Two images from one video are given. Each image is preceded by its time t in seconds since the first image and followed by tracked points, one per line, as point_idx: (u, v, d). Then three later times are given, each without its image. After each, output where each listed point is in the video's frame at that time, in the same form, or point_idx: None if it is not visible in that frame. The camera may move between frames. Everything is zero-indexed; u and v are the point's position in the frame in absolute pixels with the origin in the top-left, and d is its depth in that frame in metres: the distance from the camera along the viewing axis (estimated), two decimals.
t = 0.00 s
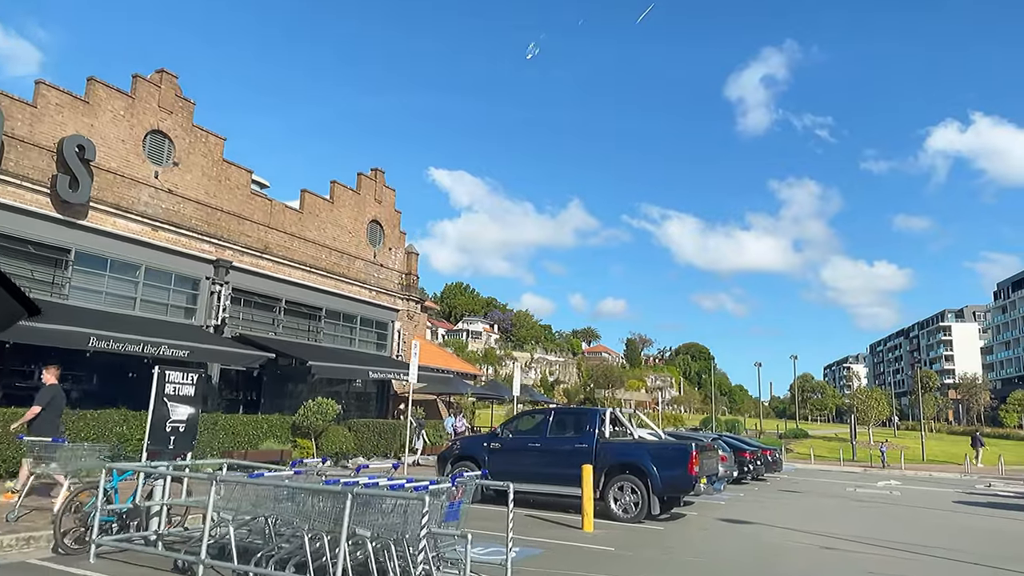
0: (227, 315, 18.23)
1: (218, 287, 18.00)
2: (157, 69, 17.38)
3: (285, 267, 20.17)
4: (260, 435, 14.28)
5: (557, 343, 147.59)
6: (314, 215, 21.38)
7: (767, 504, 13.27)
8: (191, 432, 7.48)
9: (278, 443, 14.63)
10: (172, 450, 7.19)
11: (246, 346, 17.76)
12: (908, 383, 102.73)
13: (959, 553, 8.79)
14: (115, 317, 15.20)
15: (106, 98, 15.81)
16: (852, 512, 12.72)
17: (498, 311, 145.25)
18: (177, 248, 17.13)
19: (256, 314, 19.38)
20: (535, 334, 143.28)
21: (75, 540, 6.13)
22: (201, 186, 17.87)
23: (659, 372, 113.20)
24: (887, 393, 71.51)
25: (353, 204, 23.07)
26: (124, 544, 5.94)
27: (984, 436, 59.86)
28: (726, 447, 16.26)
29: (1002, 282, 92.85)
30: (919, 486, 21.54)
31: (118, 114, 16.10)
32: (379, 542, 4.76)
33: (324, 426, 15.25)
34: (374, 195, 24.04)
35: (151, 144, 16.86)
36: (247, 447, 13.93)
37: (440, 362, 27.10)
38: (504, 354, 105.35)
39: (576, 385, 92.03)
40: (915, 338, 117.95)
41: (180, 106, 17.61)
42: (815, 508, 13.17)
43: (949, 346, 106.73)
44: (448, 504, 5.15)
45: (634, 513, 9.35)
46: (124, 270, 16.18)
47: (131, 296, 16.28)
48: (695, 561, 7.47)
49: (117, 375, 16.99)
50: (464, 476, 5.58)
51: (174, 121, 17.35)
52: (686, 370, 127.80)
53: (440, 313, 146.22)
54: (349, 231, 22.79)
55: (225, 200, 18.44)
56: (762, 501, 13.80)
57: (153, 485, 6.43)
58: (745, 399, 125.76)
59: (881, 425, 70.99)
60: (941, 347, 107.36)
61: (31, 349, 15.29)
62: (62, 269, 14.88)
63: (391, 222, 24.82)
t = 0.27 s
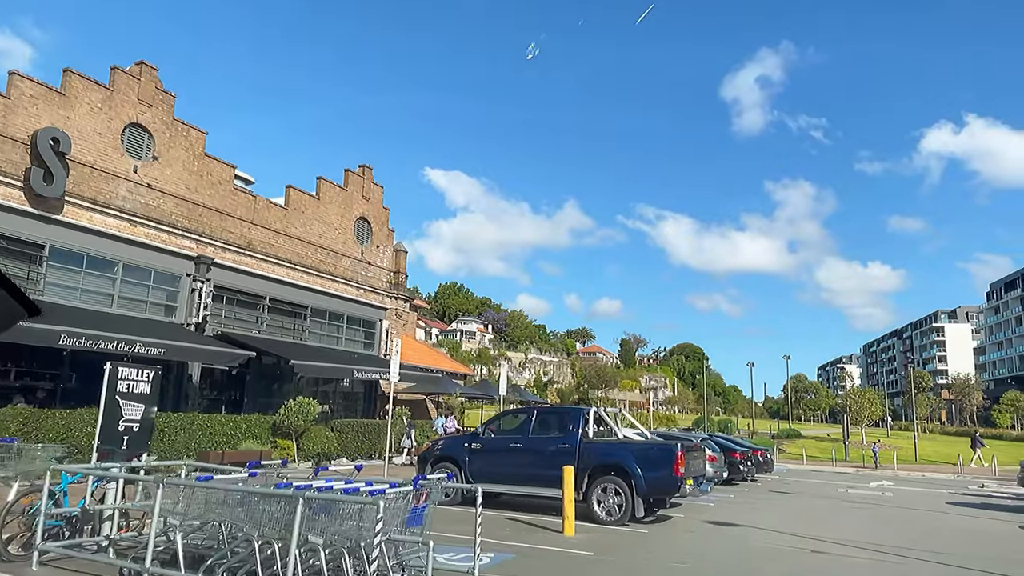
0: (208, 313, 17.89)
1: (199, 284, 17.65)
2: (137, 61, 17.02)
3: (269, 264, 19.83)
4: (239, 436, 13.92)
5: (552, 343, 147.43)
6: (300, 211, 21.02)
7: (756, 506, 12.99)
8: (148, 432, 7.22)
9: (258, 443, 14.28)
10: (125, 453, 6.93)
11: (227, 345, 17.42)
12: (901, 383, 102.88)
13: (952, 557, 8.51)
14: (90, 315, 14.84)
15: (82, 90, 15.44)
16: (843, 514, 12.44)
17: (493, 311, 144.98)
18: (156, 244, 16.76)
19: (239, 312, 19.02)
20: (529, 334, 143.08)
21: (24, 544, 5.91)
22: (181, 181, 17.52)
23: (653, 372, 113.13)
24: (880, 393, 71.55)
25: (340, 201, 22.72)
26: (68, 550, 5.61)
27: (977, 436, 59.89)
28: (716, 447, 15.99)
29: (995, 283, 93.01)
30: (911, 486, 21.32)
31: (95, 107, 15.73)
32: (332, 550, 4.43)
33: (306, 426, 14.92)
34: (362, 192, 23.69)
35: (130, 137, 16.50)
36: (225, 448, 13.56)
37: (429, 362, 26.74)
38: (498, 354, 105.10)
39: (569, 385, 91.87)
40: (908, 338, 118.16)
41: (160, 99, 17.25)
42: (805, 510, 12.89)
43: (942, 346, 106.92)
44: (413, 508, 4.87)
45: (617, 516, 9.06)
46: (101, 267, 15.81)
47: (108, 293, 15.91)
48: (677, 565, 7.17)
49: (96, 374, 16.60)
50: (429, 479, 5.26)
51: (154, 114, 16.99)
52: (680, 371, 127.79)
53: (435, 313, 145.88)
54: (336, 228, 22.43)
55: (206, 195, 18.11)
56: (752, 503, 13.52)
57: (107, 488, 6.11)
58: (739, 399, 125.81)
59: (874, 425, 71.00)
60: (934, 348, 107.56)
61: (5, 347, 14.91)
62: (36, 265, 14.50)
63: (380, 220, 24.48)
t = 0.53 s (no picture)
0: (188, 310, 17.53)
1: (178, 281, 17.28)
2: (115, 53, 16.65)
3: (252, 261, 19.46)
4: (216, 436, 13.58)
5: (546, 343, 147.16)
6: (284, 207, 20.67)
7: (744, 508, 12.70)
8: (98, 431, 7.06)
9: (236, 444, 13.94)
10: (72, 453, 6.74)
11: (207, 343, 17.05)
12: (894, 384, 102.98)
13: (943, 561, 8.23)
14: (64, 311, 14.47)
15: (57, 81, 15.06)
16: (833, 516, 12.17)
17: (486, 311, 144.65)
18: (134, 239, 16.39)
19: (221, 310, 18.65)
20: (523, 334, 142.83)
21: None
22: (161, 175, 17.18)
23: (647, 372, 113.03)
24: (872, 393, 71.56)
25: (326, 197, 22.36)
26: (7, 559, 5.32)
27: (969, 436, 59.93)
28: (704, 448, 15.71)
29: (987, 283, 93.18)
30: (903, 487, 21.11)
31: (71, 99, 15.36)
32: (276, 560, 4.11)
33: (285, 426, 14.58)
34: (349, 188, 23.33)
35: (107, 130, 16.13)
36: (201, 448, 13.22)
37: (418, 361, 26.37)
38: (492, 354, 104.78)
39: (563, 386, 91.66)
40: (901, 339, 118.39)
41: (139, 91, 16.88)
42: (794, 511, 12.61)
43: (935, 346, 107.16)
44: (369, 513, 4.56)
45: (599, 518, 8.76)
46: (77, 263, 15.42)
47: (84, 289, 15.53)
48: (658, 571, 6.86)
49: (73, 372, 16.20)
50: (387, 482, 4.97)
51: (132, 107, 16.63)
52: (674, 371, 127.80)
53: (428, 313, 145.45)
54: (321, 225, 22.07)
55: (187, 190, 17.77)
56: (741, 504, 13.24)
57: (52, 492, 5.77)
58: (732, 399, 125.85)
59: (866, 425, 71.07)
60: (927, 348, 107.77)
61: None
62: (8, 260, 14.10)
63: (367, 216, 24.13)
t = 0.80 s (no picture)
0: (167, 307, 17.14)
1: (157, 277, 16.89)
2: (92, 44, 16.27)
3: (234, 257, 19.09)
4: (191, 436, 13.22)
5: (539, 343, 146.84)
6: (268, 203, 20.31)
7: (731, 509, 12.40)
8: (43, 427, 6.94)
9: (213, 444, 13.59)
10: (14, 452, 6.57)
11: (186, 341, 16.67)
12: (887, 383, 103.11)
13: (937, 564, 7.94)
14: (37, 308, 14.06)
15: (31, 72, 14.67)
16: (823, 518, 11.88)
17: (480, 311, 144.28)
18: (111, 235, 16.00)
19: (201, 308, 18.27)
20: (516, 334, 142.51)
21: None
22: (139, 169, 16.81)
23: (641, 372, 112.87)
24: (865, 393, 71.52)
25: (311, 193, 21.99)
26: None
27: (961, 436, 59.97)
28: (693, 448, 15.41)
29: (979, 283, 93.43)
30: (894, 487, 20.88)
31: (45, 90, 14.97)
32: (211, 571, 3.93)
33: (264, 426, 14.23)
34: (335, 184, 22.97)
35: (83, 123, 15.75)
36: (176, 449, 12.86)
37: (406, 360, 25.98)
38: (485, 354, 104.50)
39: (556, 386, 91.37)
40: (893, 338, 118.61)
41: (116, 83, 16.51)
42: (782, 513, 12.32)
43: (927, 346, 107.38)
44: (317, 520, 4.43)
45: (580, 521, 8.44)
46: (51, 258, 15.02)
47: (59, 286, 15.14)
48: None
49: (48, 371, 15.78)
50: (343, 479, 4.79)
51: (110, 99, 16.26)
52: (667, 371, 127.73)
53: (421, 313, 145.09)
54: (306, 221, 21.70)
55: (166, 184, 17.40)
56: (730, 506, 12.94)
57: None
58: (725, 399, 125.86)
59: (859, 425, 71.09)
60: (919, 348, 107.97)
61: None
62: None
63: (353, 213, 23.76)
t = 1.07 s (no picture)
0: (145, 304, 16.78)
1: (135, 273, 16.51)
2: (68, 34, 15.87)
3: (215, 253, 18.74)
4: (166, 437, 12.86)
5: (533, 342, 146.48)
6: (251, 198, 19.94)
7: (719, 510, 12.09)
8: None
9: (189, 445, 13.23)
10: None
11: (164, 339, 16.29)
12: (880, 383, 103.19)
13: (930, 569, 7.65)
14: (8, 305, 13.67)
15: (4, 61, 14.26)
16: (812, 520, 11.58)
17: (473, 310, 143.87)
18: (87, 229, 15.61)
19: (181, 305, 17.90)
20: (510, 334, 142.11)
21: None
22: (116, 163, 16.43)
23: (634, 372, 112.69)
24: (858, 393, 71.48)
25: (296, 188, 21.62)
26: None
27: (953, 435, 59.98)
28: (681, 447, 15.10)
29: (972, 283, 93.62)
30: (886, 487, 20.65)
31: (18, 81, 14.58)
32: None
33: (241, 426, 13.87)
34: (320, 180, 22.60)
35: (58, 115, 15.36)
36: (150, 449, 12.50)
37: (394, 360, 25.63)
38: (478, 353, 104.26)
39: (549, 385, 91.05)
40: (886, 338, 118.77)
41: (93, 75, 16.12)
42: (770, 514, 12.04)
43: (919, 346, 107.55)
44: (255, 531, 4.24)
45: (560, 523, 8.12)
46: (24, 253, 14.62)
47: (32, 282, 14.75)
48: None
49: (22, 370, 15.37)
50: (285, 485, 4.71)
51: (86, 91, 15.87)
52: (661, 370, 127.60)
53: (415, 312, 144.72)
54: (291, 217, 21.33)
55: (144, 179, 17.03)
56: (718, 507, 12.65)
57: None
58: (718, 399, 125.83)
59: (851, 425, 71.04)
60: (912, 347, 108.13)
61: None
62: None
63: (340, 209, 23.39)
